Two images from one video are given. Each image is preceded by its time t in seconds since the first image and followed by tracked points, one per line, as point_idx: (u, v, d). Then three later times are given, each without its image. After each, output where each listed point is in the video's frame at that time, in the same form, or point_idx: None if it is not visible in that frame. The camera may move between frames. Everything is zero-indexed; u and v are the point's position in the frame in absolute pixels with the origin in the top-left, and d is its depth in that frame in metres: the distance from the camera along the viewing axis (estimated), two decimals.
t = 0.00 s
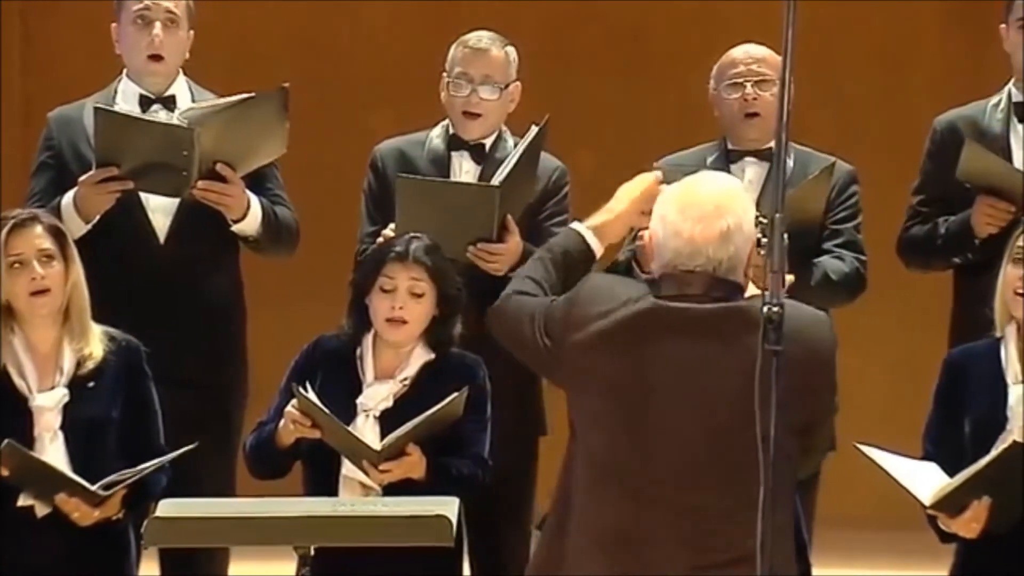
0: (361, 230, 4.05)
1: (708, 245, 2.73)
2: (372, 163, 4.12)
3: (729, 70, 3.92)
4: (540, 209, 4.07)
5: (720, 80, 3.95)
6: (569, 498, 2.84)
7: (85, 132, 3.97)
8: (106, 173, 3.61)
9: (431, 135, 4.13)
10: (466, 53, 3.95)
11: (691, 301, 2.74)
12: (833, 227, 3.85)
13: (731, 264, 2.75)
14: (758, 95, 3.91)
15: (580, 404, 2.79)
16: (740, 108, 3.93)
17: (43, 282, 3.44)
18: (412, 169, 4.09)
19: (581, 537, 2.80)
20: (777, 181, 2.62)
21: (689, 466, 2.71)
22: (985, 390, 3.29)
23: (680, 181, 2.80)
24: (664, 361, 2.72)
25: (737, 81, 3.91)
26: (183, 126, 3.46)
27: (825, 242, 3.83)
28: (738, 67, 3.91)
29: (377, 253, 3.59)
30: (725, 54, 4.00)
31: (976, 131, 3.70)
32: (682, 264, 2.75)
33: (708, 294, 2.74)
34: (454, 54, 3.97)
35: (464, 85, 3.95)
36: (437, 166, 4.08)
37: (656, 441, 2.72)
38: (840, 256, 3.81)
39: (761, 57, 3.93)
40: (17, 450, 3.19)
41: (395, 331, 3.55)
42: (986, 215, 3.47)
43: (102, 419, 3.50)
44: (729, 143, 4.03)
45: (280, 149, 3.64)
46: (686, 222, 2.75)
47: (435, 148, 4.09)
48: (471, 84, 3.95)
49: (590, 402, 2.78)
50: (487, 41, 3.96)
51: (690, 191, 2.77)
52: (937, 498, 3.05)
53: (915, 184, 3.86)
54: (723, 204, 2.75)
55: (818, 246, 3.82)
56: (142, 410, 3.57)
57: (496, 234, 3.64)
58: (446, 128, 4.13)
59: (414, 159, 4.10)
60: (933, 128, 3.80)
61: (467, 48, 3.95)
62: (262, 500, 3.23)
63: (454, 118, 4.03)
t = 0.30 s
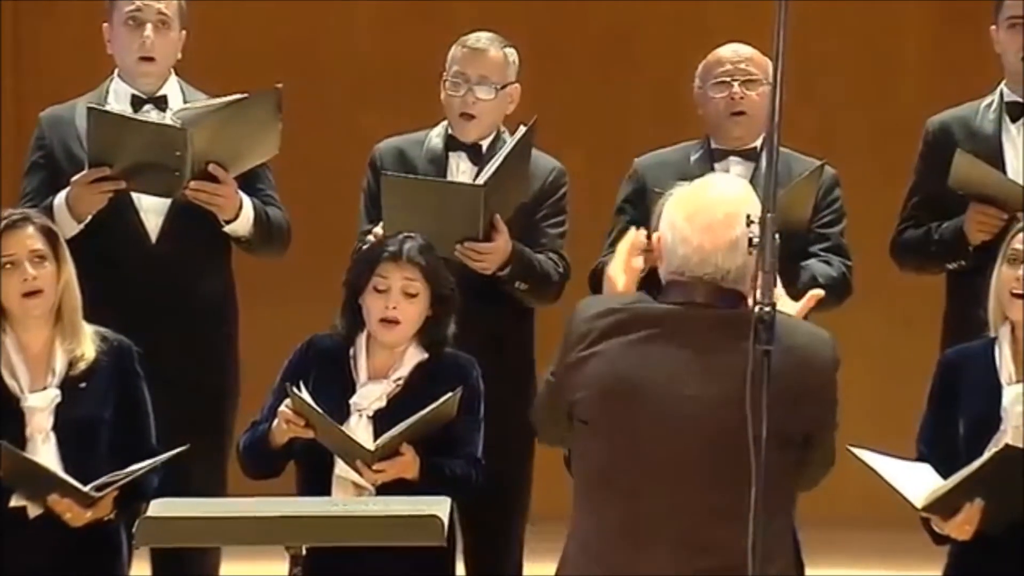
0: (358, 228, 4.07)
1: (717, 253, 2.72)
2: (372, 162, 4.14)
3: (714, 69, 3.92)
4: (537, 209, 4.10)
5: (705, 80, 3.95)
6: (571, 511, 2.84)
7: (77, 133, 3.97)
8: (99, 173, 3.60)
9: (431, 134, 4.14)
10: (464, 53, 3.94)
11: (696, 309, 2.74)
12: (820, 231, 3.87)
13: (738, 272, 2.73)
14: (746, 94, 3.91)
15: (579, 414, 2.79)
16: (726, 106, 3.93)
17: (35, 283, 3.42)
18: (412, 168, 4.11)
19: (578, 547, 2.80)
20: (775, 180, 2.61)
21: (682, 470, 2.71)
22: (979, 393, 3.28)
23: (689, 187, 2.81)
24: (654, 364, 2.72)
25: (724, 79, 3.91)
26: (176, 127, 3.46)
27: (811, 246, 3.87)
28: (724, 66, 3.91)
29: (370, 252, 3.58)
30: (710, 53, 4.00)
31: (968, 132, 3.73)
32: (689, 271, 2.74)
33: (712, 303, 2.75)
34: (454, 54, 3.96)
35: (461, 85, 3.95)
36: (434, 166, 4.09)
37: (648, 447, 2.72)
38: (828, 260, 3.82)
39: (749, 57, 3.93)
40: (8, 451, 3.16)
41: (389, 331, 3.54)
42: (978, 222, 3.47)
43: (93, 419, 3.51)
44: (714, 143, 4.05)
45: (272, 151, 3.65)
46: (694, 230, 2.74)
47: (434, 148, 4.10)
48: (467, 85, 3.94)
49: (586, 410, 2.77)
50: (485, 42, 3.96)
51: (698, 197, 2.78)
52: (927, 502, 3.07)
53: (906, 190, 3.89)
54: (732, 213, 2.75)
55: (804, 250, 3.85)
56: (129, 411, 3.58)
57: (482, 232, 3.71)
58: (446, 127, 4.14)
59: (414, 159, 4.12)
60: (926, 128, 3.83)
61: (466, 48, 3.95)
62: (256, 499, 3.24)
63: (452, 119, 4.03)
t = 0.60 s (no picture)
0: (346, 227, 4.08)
1: (698, 266, 2.74)
2: (359, 159, 4.15)
3: (716, 69, 3.91)
4: (526, 210, 4.09)
5: (704, 78, 3.93)
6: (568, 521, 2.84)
7: (70, 135, 3.96)
8: (91, 175, 3.59)
9: (419, 134, 4.15)
10: (454, 53, 3.94)
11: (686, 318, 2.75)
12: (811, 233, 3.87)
13: (725, 283, 2.74)
14: (742, 98, 3.91)
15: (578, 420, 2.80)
16: (721, 106, 3.93)
17: (29, 285, 3.41)
18: (399, 166, 4.12)
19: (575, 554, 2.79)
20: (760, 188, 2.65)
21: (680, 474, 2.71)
22: (974, 393, 3.30)
23: (682, 194, 2.83)
24: (653, 365, 2.73)
25: (723, 80, 3.90)
26: (168, 128, 3.46)
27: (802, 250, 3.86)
28: (727, 67, 3.90)
29: (365, 253, 3.58)
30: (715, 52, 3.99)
31: (960, 135, 3.74)
32: (674, 282, 2.77)
33: (702, 314, 2.75)
34: (442, 54, 3.96)
35: (450, 85, 3.95)
36: (422, 165, 4.10)
37: (646, 449, 2.72)
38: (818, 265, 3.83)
39: (751, 60, 3.93)
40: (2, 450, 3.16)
41: (383, 332, 3.55)
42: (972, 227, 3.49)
43: (87, 420, 3.50)
44: (704, 141, 4.05)
45: (264, 153, 3.66)
46: (677, 241, 2.77)
47: (422, 147, 4.11)
48: (456, 85, 3.94)
49: (586, 414, 2.78)
50: (474, 42, 3.95)
51: (684, 208, 2.79)
52: (923, 503, 3.07)
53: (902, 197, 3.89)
54: (715, 225, 2.76)
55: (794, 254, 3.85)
56: (122, 411, 3.58)
57: (470, 231, 3.71)
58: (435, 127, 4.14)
59: (401, 157, 4.13)
60: (919, 131, 3.83)
61: (455, 48, 3.94)
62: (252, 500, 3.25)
63: (440, 117, 4.03)
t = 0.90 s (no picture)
0: (318, 231, 4.06)
1: (689, 262, 2.75)
2: (331, 160, 4.14)
3: (715, 70, 3.90)
4: (501, 210, 4.08)
5: (704, 78, 3.92)
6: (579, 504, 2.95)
7: (62, 138, 3.95)
8: (83, 176, 3.59)
9: (392, 134, 4.14)
10: (427, 53, 3.93)
11: (681, 315, 2.77)
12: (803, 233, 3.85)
13: (717, 279, 2.74)
14: (740, 102, 3.90)
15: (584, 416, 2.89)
16: (720, 109, 3.92)
17: (25, 287, 3.41)
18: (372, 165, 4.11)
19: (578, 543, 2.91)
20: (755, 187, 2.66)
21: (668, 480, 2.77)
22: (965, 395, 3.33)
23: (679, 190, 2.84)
24: (645, 368, 2.79)
25: (722, 83, 3.89)
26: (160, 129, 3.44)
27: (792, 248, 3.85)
28: (728, 69, 3.89)
29: (359, 253, 3.59)
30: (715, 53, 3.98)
31: (949, 135, 3.78)
32: (669, 278, 2.78)
33: (696, 311, 2.77)
34: (416, 54, 3.96)
35: (425, 85, 3.94)
36: (396, 165, 4.09)
37: (641, 452, 2.79)
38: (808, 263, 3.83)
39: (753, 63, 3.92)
40: None
41: (377, 333, 3.54)
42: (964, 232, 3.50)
43: (82, 421, 3.50)
44: (699, 140, 4.05)
45: (255, 155, 3.66)
46: (670, 236, 2.77)
47: (395, 147, 4.10)
48: (433, 85, 3.94)
49: (590, 410, 2.86)
50: (449, 42, 3.95)
51: (677, 206, 2.79)
52: (914, 507, 3.08)
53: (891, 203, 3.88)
54: (706, 220, 2.75)
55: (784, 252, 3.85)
56: (117, 412, 3.58)
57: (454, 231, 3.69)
58: (407, 127, 4.14)
59: (375, 157, 4.12)
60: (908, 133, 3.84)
61: (430, 48, 3.94)
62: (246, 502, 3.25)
63: (414, 117, 4.02)
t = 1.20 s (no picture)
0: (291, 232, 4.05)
1: (698, 260, 2.78)
2: (303, 160, 4.11)
3: (707, 75, 3.90)
4: (474, 210, 4.06)
5: (695, 81, 3.93)
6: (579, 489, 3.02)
7: (52, 139, 3.94)
8: (74, 177, 3.58)
9: (363, 135, 4.12)
10: (400, 54, 3.93)
11: (684, 315, 2.81)
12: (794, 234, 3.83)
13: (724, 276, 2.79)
14: (732, 106, 3.91)
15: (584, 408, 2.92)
16: (712, 112, 3.92)
17: (23, 288, 3.41)
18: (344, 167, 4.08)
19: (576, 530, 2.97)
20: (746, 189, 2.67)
21: (666, 479, 2.81)
22: (955, 397, 3.35)
23: (673, 194, 2.87)
24: (646, 370, 2.80)
25: (716, 86, 3.90)
26: (151, 129, 3.45)
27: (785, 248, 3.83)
28: (720, 73, 3.89)
29: (351, 254, 3.59)
30: (708, 55, 3.98)
31: (939, 138, 3.78)
32: (674, 277, 2.81)
33: (701, 311, 2.81)
34: (387, 55, 3.94)
35: (397, 86, 3.93)
36: (367, 165, 4.06)
37: (640, 452, 2.82)
38: (804, 261, 3.83)
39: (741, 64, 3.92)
40: None
41: (368, 334, 3.54)
42: (954, 231, 3.49)
43: (79, 422, 3.50)
44: (693, 143, 4.05)
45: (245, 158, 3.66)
46: (674, 235, 2.80)
47: (367, 149, 4.07)
48: (405, 85, 3.93)
49: (590, 406, 2.89)
50: (420, 43, 3.95)
51: (681, 206, 2.84)
52: (903, 509, 3.09)
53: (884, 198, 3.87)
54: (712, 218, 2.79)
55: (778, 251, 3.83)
56: (113, 413, 3.58)
57: (432, 231, 3.65)
58: (378, 129, 4.12)
59: (346, 158, 4.08)
60: (899, 135, 3.86)
61: (402, 48, 3.93)
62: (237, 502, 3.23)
63: (386, 118, 4.01)
